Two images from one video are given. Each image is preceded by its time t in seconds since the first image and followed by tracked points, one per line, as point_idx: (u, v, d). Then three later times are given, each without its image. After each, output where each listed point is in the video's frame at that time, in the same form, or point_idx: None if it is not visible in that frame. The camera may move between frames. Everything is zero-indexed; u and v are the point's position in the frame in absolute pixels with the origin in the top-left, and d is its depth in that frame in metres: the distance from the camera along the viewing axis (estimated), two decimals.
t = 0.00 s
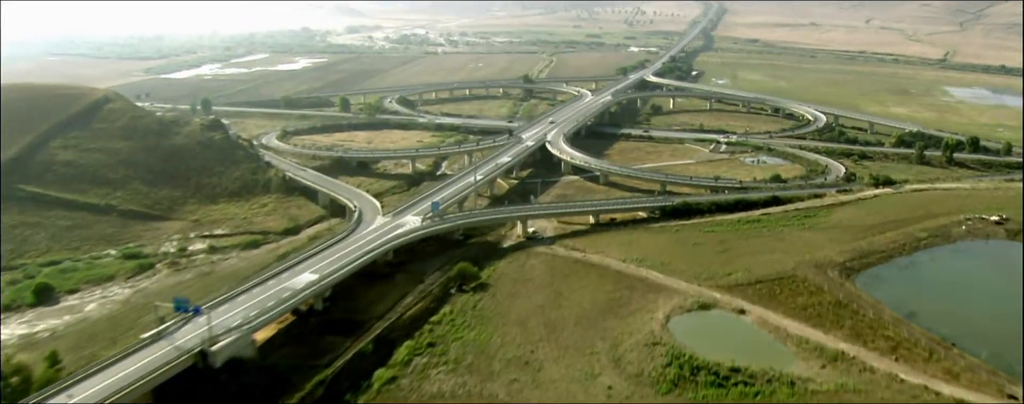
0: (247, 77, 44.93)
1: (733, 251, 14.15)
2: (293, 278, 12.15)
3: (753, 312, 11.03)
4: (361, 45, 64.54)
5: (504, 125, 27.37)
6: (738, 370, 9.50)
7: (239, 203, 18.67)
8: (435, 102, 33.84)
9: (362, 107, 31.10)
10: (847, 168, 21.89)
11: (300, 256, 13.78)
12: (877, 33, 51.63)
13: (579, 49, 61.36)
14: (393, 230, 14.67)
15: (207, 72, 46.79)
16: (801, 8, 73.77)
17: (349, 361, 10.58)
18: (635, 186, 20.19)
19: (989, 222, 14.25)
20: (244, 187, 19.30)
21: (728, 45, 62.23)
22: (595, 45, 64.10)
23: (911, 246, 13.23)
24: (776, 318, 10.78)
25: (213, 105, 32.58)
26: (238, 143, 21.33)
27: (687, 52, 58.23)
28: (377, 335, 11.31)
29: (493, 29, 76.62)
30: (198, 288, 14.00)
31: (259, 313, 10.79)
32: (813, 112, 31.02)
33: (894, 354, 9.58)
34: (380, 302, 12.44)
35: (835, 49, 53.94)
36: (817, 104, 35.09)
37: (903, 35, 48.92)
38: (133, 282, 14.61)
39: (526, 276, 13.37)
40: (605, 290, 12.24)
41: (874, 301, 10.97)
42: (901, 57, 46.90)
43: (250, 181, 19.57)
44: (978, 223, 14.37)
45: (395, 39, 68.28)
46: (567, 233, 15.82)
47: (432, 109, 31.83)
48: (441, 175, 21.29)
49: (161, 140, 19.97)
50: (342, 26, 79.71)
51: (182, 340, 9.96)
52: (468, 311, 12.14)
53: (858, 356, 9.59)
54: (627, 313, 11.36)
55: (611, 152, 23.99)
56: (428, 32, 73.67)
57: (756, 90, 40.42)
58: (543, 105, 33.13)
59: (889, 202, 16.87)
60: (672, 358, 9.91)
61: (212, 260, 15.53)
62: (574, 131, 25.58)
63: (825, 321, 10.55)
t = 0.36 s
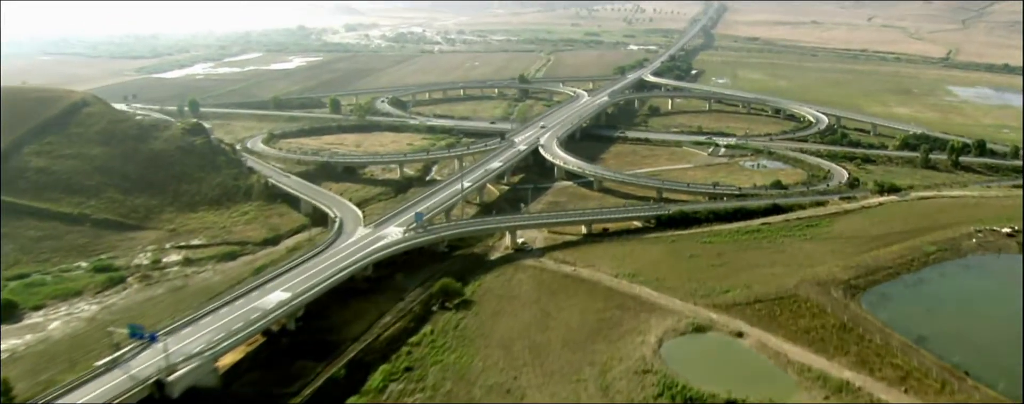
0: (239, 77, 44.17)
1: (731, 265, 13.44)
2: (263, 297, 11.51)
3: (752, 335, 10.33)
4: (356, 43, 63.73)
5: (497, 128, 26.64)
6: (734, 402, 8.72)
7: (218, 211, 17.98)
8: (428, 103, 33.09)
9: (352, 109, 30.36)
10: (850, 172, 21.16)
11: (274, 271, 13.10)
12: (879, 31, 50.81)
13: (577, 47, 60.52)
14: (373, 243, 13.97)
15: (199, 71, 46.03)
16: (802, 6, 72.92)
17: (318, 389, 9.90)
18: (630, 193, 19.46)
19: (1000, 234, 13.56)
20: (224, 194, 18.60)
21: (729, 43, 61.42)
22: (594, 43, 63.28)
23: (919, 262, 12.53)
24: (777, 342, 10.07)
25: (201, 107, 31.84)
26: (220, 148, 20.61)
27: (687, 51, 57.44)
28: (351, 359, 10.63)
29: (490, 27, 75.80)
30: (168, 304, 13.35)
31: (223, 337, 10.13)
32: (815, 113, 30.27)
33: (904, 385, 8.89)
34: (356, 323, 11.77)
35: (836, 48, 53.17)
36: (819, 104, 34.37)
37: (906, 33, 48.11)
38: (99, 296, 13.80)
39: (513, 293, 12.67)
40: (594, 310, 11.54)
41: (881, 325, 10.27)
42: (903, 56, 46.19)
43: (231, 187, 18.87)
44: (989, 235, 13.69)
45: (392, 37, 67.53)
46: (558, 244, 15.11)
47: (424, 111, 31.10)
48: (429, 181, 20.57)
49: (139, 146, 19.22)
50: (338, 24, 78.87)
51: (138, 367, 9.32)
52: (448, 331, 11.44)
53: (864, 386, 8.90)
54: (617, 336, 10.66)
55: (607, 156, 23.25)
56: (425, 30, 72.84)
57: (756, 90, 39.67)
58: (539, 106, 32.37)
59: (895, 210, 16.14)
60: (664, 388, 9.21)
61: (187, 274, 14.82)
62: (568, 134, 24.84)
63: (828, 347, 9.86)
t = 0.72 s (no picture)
0: (231, 77, 43.42)
1: (728, 281, 12.73)
2: (229, 319, 10.84)
3: (751, 362, 9.61)
4: (352, 42, 62.96)
5: (490, 131, 25.94)
6: None
7: (197, 219, 17.30)
8: (421, 105, 32.38)
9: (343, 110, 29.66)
10: (853, 178, 20.47)
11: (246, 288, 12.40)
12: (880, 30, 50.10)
13: (575, 46, 59.73)
14: (352, 257, 13.26)
15: (191, 71, 45.21)
16: (802, 4, 72.18)
17: None
18: (625, 200, 18.76)
19: (1012, 249, 12.87)
20: (203, 202, 17.92)
21: (729, 42, 60.67)
22: (593, 41, 62.51)
23: (928, 280, 11.82)
24: (778, 372, 9.36)
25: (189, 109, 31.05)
26: (201, 153, 19.90)
27: (686, 50, 56.68)
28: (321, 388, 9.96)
29: (488, 26, 75.02)
30: (134, 323, 12.72)
31: (182, 367, 9.51)
32: (816, 115, 29.58)
33: None
34: (328, 346, 11.12)
35: (838, 47, 52.49)
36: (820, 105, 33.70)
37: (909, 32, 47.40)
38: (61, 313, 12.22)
39: (498, 311, 11.96)
40: (582, 332, 10.84)
41: (889, 354, 9.60)
42: (905, 55, 45.53)
43: (210, 195, 18.20)
44: (1000, 250, 13.04)
45: (388, 36, 66.72)
46: (548, 256, 14.41)
47: (417, 112, 30.39)
48: (417, 187, 19.93)
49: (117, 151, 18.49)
50: (335, 23, 78.03)
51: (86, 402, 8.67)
52: (427, 354, 10.73)
53: None
54: (606, 362, 9.95)
55: (601, 161, 22.60)
56: (422, 28, 72.06)
57: (757, 90, 38.96)
58: (534, 107, 31.67)
59: (901, 220, 15.43)
60: None
61: (159, 289, 14.15)
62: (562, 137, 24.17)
63: (833, 378, 9.16)
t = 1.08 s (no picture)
0: (224, 78, 42.73)
1: (724, 299, 12.03)
2: (191, 344, 10.22)
3: (749, 395, 8.94)
4: (348, 42, 62.31)
5: (483, 134, 25.22)
6: None
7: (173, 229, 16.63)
8: (414, 107, 31.66)
9: (334, 112, 28.96)
10: (856, 185, 19.73)
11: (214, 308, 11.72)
12: (883, 29, 49.27)
13: (573, 46, 59.02)
14: (328, 273, 12.59)
15: (184, 71, 44.47)
16: (804, 3, 71.36)
17: None
18: (619, 209, 18.04)
19: None
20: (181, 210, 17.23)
21: (729, 41, 59.87)
22: (591, 41, 61.75)
23: (940, 301, 11.14)
24: None
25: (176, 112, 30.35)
26: (181, 159, 19.17)
27: (686, 49, 55.94)
28: None
29: (486, 25, 74.34)
30: (97, 343, 12.09)
31: (135, 400, 8.87)
32: (818, 118, 28.84)
33: None
34: (297, 373, 10.48)
35: (839, 46, 51.76)
36: (822, 107, 32.98)
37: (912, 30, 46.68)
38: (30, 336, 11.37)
39: (480, 332, 11.26)
40: (569, 358, 10.16)
41: (897, 387, 8.95)
42: (908, 55, 44.75)
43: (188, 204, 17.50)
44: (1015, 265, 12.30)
45: (385, 35, 66.01)
46: (536, 271, 13.70)
47: (409, 115, 29.70)
48: (404, 195, 19.23)
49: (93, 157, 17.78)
50: (331, 22, 77.31)
51: None
52: (403, 380, 10.06)
53: None
54: (594, 392, 9.26)
55: (596, 167, 21.89)
56: (419, 28, 71.36)
57: (757, 92, 38.22)
58: (529, 109, 30.97)
59: (907, 231, 14.70)
60: None
61: (127, 305, 13.52)
62: (557, 141, 23.43)
63: None
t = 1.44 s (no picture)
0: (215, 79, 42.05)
1: (720, 320, 11.34)
2: (148, 373, 9.54)
3: None
4: (343, 43, 61.64)
5: (474, 139, 24.51)
6: None
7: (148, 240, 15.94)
8: (406, 110, 30.94)
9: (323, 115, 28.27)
10: (859, 192, 19.01)
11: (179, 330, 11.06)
12: (885, 28, 48.52)
13: (571, 46, 58.29)
14: (302, 291, 11.92)
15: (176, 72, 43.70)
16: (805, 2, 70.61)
17: None
18: (613, 218, 17.33)
19: None
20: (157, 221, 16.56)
21: (729, 41, 59.13)
22: (589, 41, 61.02)
23: (951, 326, 10.49)
24: None
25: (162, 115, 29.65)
26: (158, 167, 18.40)
27: (686, 49, 55.22)
28: None
29: (483, 25, 73.66)
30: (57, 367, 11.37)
31: None
32: (819, 121, 28.11)
33: None
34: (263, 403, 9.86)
35: (841, 46, 51.01)
36: (824, 109, 32.26)
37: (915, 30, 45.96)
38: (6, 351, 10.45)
39: (461, 355, 10.58)
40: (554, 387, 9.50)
41: None
42: (911, 55, 43.99)
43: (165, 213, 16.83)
44: None
45: (381, 35, 65.28)
46: (523, 288, 13.01)
47: (401, 118, 29.01)
48: (390, 204, 18.53)
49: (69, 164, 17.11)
50: (327, 22, 76.58)
51: None
52: None
53: None
54: None
55: (590, 173, 21.19)
56: (415, 28, 70.66)
57: (757, 93, 37.50)
58: (524, 112, 30.26)
59: (914, 244, 13.99)
60: None
61: (93, 323, 12.86)
62: (550, 146, 22.73)
63: None
